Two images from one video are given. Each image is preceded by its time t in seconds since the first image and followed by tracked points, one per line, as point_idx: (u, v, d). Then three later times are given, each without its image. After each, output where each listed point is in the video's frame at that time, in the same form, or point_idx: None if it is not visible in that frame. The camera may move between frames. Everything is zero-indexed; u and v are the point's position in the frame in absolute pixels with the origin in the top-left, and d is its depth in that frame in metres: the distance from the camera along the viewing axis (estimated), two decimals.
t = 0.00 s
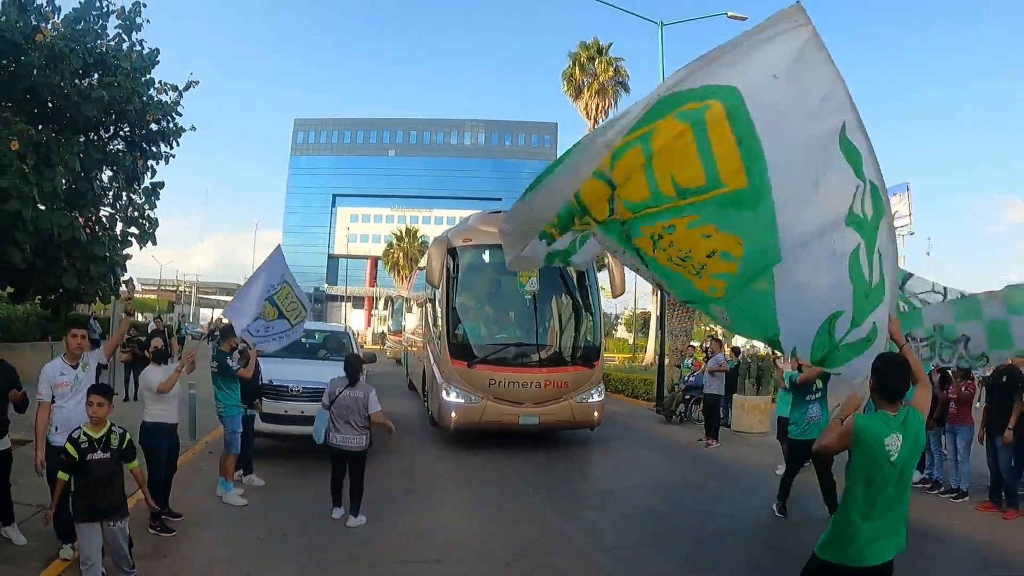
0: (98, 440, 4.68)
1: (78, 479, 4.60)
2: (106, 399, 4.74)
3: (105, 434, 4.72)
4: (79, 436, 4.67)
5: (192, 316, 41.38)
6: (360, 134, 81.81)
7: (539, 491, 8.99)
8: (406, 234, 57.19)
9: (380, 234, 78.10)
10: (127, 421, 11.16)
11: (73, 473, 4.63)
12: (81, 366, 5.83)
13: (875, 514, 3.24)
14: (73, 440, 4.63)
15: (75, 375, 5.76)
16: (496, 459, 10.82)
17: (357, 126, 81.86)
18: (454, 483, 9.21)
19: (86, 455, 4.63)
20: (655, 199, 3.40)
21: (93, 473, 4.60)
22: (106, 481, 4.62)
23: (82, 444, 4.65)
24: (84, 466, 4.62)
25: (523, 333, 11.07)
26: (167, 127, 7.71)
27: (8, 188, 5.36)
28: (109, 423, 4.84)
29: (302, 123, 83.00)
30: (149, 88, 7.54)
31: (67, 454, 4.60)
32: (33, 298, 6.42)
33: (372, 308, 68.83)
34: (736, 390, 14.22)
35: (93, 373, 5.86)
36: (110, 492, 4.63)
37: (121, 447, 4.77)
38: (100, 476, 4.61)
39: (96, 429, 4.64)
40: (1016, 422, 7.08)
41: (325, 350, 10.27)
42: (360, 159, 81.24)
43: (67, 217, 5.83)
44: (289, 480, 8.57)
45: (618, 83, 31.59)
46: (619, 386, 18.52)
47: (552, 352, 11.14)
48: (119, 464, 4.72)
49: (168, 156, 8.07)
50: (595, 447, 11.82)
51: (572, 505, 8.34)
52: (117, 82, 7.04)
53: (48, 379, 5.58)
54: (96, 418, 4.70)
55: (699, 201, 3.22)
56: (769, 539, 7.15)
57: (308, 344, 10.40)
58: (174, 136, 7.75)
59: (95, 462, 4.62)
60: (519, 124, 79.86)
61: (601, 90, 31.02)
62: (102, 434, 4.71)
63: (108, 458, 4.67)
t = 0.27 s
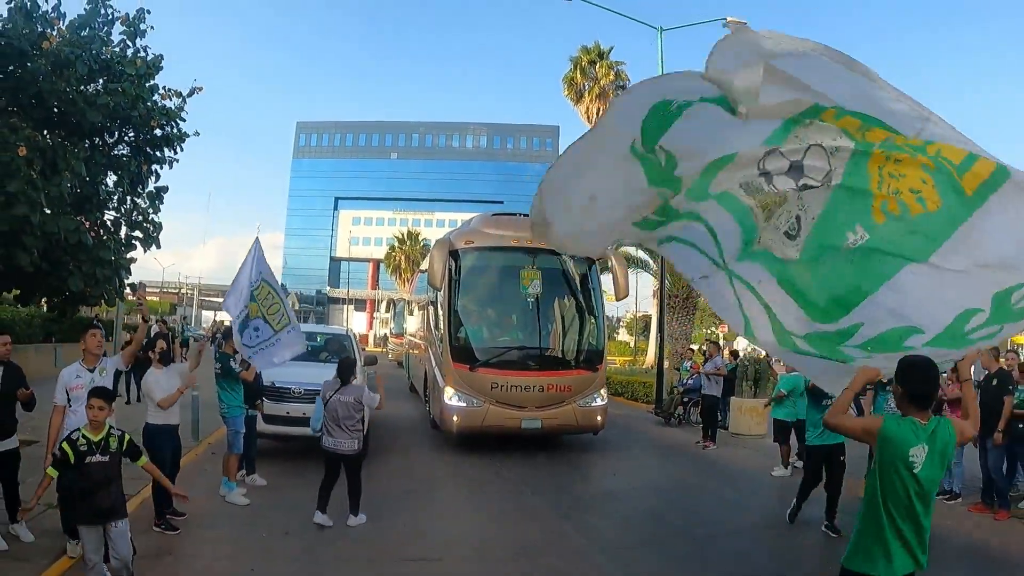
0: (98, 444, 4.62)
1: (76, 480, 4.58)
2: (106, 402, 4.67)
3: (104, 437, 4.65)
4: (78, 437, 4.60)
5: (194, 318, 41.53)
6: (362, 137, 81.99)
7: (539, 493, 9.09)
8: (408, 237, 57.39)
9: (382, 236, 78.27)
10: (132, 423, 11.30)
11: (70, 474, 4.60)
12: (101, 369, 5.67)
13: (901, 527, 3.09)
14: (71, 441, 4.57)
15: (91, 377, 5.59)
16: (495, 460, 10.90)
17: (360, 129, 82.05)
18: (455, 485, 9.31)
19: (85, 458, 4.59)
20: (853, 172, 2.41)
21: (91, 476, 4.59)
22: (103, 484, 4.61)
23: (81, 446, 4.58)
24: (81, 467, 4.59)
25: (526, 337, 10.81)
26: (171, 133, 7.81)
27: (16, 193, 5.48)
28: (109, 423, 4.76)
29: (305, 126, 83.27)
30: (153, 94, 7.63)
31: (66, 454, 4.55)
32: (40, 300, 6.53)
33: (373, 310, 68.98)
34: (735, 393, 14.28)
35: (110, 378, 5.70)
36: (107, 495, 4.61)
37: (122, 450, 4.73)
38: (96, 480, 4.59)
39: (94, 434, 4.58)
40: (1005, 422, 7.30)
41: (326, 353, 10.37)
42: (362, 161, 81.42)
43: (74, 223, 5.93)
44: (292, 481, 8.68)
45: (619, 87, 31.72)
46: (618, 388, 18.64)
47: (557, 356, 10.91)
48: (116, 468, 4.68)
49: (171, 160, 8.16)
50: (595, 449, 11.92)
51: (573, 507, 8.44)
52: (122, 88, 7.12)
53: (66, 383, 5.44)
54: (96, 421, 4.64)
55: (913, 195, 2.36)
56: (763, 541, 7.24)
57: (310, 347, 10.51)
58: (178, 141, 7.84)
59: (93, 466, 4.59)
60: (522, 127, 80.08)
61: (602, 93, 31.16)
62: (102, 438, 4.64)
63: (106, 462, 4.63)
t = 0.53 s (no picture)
0: (102, 449, 4.50)
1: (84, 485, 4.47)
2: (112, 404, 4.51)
3: (108, 442, 4.53)
4: (85, 443, 4.50)
5: (195, 318, 41.65)
6: (363, 138, 82.11)
7: (538, 491, 9.19)
8: (409, 238, 57.51)
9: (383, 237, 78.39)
10: (134, 422, 11.40)
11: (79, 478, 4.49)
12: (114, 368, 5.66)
13: (944, 554, 2.81)
14: (79, 446, 4.46)
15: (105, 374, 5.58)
16: (493, 460, 10.98)
17: (361, 130, 82.19)
18: (454, 483, 9.41)
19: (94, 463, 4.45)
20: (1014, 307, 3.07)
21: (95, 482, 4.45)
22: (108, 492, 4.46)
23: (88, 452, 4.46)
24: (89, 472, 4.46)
25: (529, 336, 10.65)
26: (174, 135, 7.89)
27: (21, 196, 5.57)
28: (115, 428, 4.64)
29: (306, 127, 83.44)
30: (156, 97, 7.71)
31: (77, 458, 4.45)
32: (44, 300, 6.62)
33: (374, 311, 69.07)
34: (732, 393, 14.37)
35: (122, 377, 5.63)
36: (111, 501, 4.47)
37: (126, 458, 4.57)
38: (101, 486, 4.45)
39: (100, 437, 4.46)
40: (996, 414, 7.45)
41: (327, 353, 10.47)
42: (363, 162, 81.54)
43: (79, 225, 6.02)
44: (293, 479, 8.78)
45: (618, 89, 31.86)
46: (617, 389, 18.75)
47: (560, 356, 10.72)
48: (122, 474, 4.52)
49: (174, 162, 8.23)
50: (594, 449, 12.02)
51: (571, 505, 8.54)
52: (125, 91, 7.18)
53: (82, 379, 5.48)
54: (103, 425, 4.50)
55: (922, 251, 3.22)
56: (757, 539, 7.31)
57: (311, 347, 10.60)
58: (180, 144, 7.91)
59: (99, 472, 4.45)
60: (522, 128, 80.23)
61: (601, 95, 31.28)
62: (107, 443, 4.53)
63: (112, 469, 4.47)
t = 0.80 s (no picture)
0: (114, 453, 4.53)
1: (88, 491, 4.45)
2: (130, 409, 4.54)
3: (120, 445, 4.57)
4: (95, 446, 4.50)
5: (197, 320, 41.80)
6: (363, 140, 82.26)
7: (537, 490, 9.29)
8: (409, 239, 57.62)
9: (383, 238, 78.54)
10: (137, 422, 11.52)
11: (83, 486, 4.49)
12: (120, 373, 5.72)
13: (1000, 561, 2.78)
14: (89, 450, 4.46)
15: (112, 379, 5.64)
16: (492, 459, 11.11)
17: (361, 131, 82.34)
18: (454, 482, 9.51)
19: (103, 468, 4.48)
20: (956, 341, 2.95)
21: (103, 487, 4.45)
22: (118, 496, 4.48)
23: (98, 457, 4.48)
24: (99, 477, 4.48)
25: (530, 337, 10.57)
26: (176, 139, 7.97)
27: (27, 200, 5.68)
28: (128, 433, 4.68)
29: (306, 128, 83.61)
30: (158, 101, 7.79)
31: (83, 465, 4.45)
32: (49, 302, 6.73)
33: (375, 312, 69.20)
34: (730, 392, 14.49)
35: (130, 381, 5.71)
36: (120, 506, 4.48)
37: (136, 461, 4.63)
38: (112, 489, 4.47)
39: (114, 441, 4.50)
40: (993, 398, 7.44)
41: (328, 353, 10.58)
42: (363, 164, 81.68)
43: (83, 228, 6.12)
44: (295, 478, 8.89)
45: (618, 90, 31.99)
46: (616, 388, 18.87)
47: (562, 357, 10.65)
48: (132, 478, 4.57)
49: (176, 165, 8.32)
50: (592, 448, 12.12)
51: (570, 503, 8.64)
52: (128, 96, 7.28)
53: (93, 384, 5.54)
54: (118, 428, 4.54)
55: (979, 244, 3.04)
56: (751, 536, 7.42)
57: (313, 347, 10.71)
58: (182, 148, 8.00)
59: (110, 475, 4.49)
60: (523, 129, 80.38)
61: (601, 96, 31.39)
62: (119, 446, 4.56)
63: (122, 472, 4.53)
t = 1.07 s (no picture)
0: (130, 453, 4.30)
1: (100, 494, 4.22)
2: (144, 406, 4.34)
3: (135, 445, 4.33)
4: (108, 448, 4.25)
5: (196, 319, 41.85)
6: (362, 140, 82.30)
7: (535, 488, 9.36)
8: (409, 239, 57.67)
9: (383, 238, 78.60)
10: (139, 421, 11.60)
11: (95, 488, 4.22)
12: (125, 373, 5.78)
13: None
14: (102, 452, 4.21)
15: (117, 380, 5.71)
16: (490, 457, 11.19)
17: (360, 131, 82.39)
18: (453, 481, 9.58)
19: (120, 469, 4.26)
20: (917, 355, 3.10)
21: (120, 489, 4.24)
22: (134, 498, 4.26)
23: (113, 458, 4.24)
24: (113, 479, 4.24)
25: (533, 336, 10.42)
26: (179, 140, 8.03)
27: (32, 201, 5.77)
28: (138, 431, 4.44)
29: (306, 129, 83.72)
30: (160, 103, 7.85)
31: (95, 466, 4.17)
32: (54, 302, 6.81)
33: (374, 312, 69.27)
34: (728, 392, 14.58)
35: (136, 381, 5.79)
36: (136, 508, 4.28)
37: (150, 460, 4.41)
38: (128, 492, 4.25)
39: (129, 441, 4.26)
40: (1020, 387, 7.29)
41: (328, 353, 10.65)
42: (362, 163, 81.73)
43: (87, 228, 6.19)
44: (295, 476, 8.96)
45: (617, 90, 32.06)
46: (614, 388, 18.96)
47: (565, 356, 10.46)
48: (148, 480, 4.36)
49: (178, 166, 8.38)
50: (591, 447, 12.20)
51: (568, 502, 8.70)
52: (130, 98, 7.34)
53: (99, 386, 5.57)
54: (134, 427, 4.32)
55: (925, 230, 3.43)
56: (746, 534, 7.50)
57: (314, 346, 10.79)
58: (184, 148, 8.06)
59: (127, 477, 4.26)
60: (522, 129, 80.46)
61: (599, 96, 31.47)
62: (133, 446, 4.32)
63: (138, 473, 4.30)
